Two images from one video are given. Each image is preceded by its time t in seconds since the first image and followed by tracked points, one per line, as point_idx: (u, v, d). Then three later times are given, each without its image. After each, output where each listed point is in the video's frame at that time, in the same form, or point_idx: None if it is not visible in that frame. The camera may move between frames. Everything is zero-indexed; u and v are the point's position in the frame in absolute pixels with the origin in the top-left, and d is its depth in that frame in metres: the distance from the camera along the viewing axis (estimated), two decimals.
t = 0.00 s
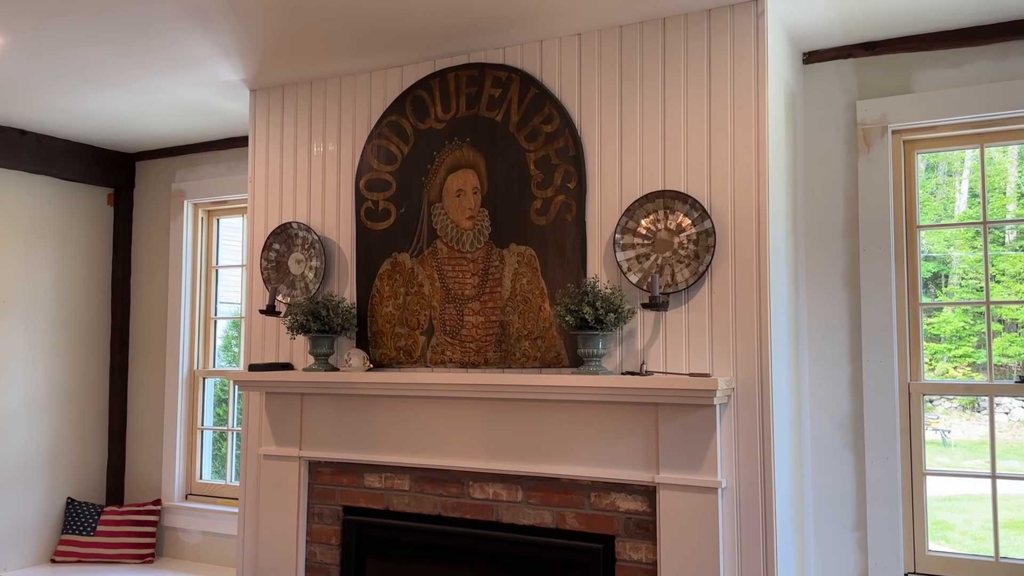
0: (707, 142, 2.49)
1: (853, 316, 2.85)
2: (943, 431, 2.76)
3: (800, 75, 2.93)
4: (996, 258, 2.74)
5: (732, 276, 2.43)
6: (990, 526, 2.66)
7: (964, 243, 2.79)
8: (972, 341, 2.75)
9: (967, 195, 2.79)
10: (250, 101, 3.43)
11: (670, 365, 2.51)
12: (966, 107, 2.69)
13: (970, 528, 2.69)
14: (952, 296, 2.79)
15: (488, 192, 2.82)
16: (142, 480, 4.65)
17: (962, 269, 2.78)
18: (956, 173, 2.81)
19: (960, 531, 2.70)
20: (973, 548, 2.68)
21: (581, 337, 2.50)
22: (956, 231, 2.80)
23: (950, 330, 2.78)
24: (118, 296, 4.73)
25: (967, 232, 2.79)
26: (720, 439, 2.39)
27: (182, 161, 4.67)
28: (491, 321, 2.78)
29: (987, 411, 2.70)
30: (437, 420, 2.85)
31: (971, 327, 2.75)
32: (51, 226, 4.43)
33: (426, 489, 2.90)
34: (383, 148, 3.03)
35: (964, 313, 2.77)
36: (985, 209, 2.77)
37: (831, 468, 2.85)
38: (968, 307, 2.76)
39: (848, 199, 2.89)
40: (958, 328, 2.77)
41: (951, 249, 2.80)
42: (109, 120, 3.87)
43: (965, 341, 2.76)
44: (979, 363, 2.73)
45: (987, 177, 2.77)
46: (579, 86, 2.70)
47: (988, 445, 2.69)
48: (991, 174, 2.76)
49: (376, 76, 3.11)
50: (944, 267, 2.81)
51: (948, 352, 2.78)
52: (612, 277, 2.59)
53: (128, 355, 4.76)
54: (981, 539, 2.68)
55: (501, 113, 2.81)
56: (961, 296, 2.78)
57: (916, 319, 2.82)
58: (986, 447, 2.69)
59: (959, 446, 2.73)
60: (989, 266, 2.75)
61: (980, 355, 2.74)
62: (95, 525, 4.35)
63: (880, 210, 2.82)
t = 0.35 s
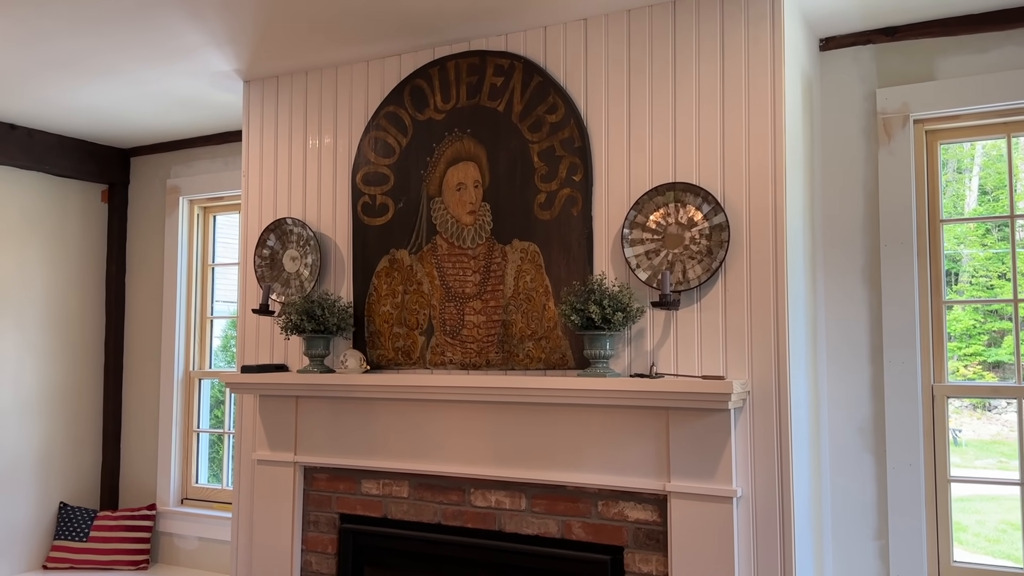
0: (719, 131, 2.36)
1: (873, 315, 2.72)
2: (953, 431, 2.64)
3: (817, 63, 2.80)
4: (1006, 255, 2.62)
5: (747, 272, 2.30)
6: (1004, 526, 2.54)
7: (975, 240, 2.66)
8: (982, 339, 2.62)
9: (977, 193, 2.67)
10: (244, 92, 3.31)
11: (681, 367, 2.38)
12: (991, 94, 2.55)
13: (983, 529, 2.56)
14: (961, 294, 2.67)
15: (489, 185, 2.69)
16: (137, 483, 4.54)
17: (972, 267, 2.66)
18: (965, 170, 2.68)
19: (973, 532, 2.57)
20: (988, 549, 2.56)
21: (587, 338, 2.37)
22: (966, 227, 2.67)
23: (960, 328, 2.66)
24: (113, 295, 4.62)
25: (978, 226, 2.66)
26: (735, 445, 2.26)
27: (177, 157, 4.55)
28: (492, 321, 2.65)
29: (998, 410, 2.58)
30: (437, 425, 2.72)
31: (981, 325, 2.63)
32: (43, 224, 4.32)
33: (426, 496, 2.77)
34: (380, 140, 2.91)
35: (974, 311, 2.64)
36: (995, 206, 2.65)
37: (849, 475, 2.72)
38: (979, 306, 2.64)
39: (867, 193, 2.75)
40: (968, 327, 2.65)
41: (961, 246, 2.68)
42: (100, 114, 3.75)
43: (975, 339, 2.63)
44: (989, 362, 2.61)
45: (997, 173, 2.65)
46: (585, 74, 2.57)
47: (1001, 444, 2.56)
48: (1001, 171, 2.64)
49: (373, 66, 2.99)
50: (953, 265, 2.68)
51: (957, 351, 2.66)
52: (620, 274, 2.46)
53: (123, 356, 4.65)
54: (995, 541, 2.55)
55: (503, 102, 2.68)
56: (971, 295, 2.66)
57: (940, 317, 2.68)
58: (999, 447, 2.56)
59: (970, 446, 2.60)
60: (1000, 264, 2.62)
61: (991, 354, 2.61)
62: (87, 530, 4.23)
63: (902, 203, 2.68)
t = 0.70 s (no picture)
0: (728, 122, 2.27)
1: (889, 314, 2.62)
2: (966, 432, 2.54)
3: (830, 52, 2.70)
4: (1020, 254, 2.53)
5: (757, 269, 2.20)
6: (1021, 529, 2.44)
7: (988, 239, 2.56)
8: (996, 340, 2.52)
9: (990, 192, 2.57)
10: (240, 87, 3.23)
11: (689, 368, 2.28)
12: (1013, 83, 2.45)
13: (999, 532, 2.46)
14: (975, 295, 2.57)
15: (490, 181, 2.60)
16: (136, 487, 4.47)
17: (986, 267, 2.56)
18: (978, 170, 2.59)
19: (988, 535, 2.47)
20: (1004, 553, 2.45)
21: (591, 338, 2.28)
22: (980, 225, 2.57)
23: (973, 328, 2.56)
24: (112, 296, 4.55)
25: (993, 222, 2.56)
26: (745, 450, 2.17)
27: (176, 155, 4.48)
28: (493, 321, 2.56)
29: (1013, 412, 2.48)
30: (437, 428, 2.63)
31: (995, 326, 2.53)
32: (41, 224, 4.25)
33: (425, 502, 2.68)
34: (378, 135, 2.83)
35: (987, 311, 2.54)
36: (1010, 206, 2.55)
37: (864, 480, 2.62)
38: (993, 306, 2.54)
39: (882, 187, 2.65)
40: (981, 327, 2.54)
41: (975, 246, 2.58)
42: (96, 112, 3.68)
43: (989, 340, 2.53)
44: (1004, 362, 2.51)
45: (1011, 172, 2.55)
46: (589, 65, 2.48)
47: (1016, 445, 2.47)
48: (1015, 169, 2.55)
49: (371, 59, 2.91)
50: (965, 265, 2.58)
51: (970, 351, 2.55)
52: (625, 272, 2.37)
53: (123, 358, 4.58)
54: (1011, 545, 2.45)
55: (504, 95, 2.59)
56: (985, 295, 2.55)
57: (959, 317, 2.56)
58: (1014, 448, 2.47)
59: (985, 447, 2.50)
60: (1014, 263, 2.53)
61: (1005, 354, 2.51)
62: (85, 534, 4.16)
63: (919, 198, 2.58)
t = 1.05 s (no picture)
0: (736, 119, 2.20)
1: (904, 316, 2.54)
2: (991, 435, 2.44)
3: (842, 48, 2.63)
4: None
5: (766, 271, 2.13)
6: None
7: (1012, 239, 2.47)
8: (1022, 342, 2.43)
9: (1014, 191, 2.48)
10: (243, 89, 3.19)
11: (696, 373, 2.21)
12: None
13: None
14: (998, 295, 2.48)
15: (493, 181, 2.55)
16: (143, 492, 4.44)
17: (1010, 267, 2.47)
18: (1001, 169, 2.49)
19: (1013, 541, 2.38)
20: None
21: (594, 342, 2.22)
22: (1004, 223, 2.48)
23: (996, 329, 2.47)
24: (120, 300, 4.53)
25: (1018, 220, 2.47)
26: (754, 457, 2.10)
27: (183, 158, 4.44)
28: (496, 325, 2.50)
29: None
30: (439, 434, 2.58)
31: (1020, 327, 2.44)
32: (49, 227, 4.24)
33: (428, 509, 2.63)
34: (380, 135, 2.78)
35: (1012, 312, 2.45)
36: None
37: (880, 487, 2.53)
38: (1017, 306, 2.45)
39: (897, 186, 2.57)
40: (1005, 328, 2.45)
41: (998, 246, 2.49)
42: (100, 115, 3.66)
43: (1014, 342, 2.44)
44: None
45: None
46: (593, 62, 2.42)
47: None
48: None
49: (373, 59, 2.86)
50: (989, 265, 2.49)
51: (994, 352, 2.46)
52: (630, 274, 2.31)
53: (130, 362, 4.56)
54: None
55: (506, 94, 2.54)
56: (1009, 295, 2.46)
57: (977, 319, 2.49)
58: None
59: (1010, 451, 2.41)
60: None
61: None
62: (92, 540, 4.14)
63: (935, 196, 2.50)
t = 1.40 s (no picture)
0: (734, 117, 2.15)
1: (911, 320, 2.47)
2: (1014, 440, 2.35)
3: (845, 46, 2.57)
4: None
5: (765, 273, 2.08)
6: None
7: None
8: None
9: None
10: (240, 91, 3.17)
11: (693, 379, 2.16)
12: None
13: None
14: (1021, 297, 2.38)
15: (488, 182, 2.51)
16: (147, 497, 4.34)
17: None
18: None
19: None
20: None
21: (589, 346, 2.17)
22: None
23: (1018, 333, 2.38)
24: (124, 304, 4.44)
25: None
26: (752, 465, 2.04)
27: (185, 162, 4.37)
28: (491, 329, 2.46)
29: None
30: (433, 440, 2.53)
31: None
32: (52, 230, 4.17)
33: (423, 516, 2.58)
34: (376, 137, 2.75)
35: None
36: None
37: (886, 494, 2.47)
38: None
39: (902, 186, 2.51)
40: None
41: (1019, 247, 2.40)
42: (101, 119, 3.66)
43: None
44: None
45: None
46: (589, 61, 2.38)
47: None
48: None
49: (369, 60, 2.83)
50: (1012, 267, 2.40)
51: (1017, 356, 2.37)
52: (626, 277, 2.26)
53: (135, 368, 4.46)
54: None
55: (502, 94, 2.50)
56: None
57: (985, 323, 2.41)
58: None
59: None
60: None
61: None
62: (95, 545, 4.02)
63: (941, 197, 2.43)
